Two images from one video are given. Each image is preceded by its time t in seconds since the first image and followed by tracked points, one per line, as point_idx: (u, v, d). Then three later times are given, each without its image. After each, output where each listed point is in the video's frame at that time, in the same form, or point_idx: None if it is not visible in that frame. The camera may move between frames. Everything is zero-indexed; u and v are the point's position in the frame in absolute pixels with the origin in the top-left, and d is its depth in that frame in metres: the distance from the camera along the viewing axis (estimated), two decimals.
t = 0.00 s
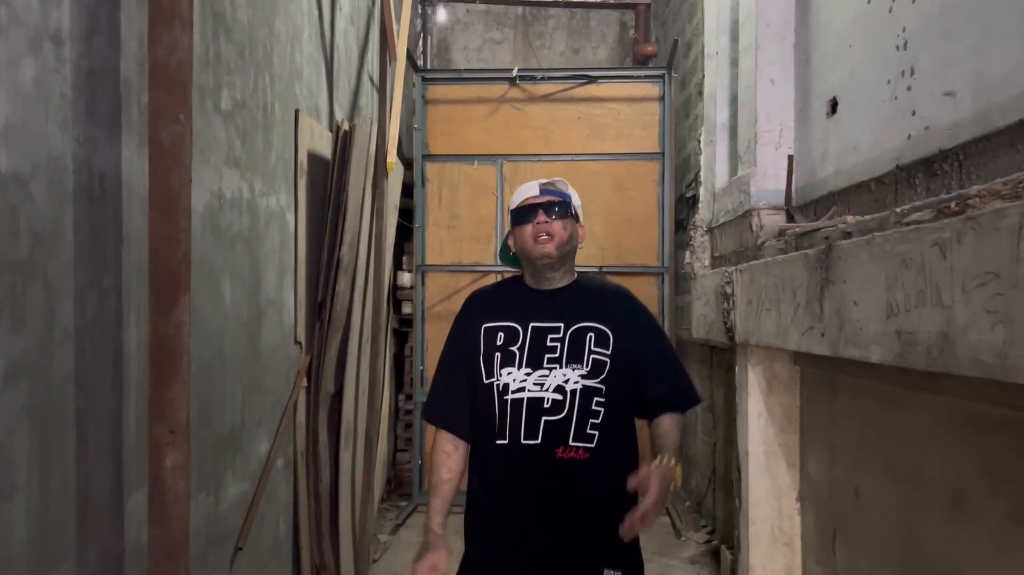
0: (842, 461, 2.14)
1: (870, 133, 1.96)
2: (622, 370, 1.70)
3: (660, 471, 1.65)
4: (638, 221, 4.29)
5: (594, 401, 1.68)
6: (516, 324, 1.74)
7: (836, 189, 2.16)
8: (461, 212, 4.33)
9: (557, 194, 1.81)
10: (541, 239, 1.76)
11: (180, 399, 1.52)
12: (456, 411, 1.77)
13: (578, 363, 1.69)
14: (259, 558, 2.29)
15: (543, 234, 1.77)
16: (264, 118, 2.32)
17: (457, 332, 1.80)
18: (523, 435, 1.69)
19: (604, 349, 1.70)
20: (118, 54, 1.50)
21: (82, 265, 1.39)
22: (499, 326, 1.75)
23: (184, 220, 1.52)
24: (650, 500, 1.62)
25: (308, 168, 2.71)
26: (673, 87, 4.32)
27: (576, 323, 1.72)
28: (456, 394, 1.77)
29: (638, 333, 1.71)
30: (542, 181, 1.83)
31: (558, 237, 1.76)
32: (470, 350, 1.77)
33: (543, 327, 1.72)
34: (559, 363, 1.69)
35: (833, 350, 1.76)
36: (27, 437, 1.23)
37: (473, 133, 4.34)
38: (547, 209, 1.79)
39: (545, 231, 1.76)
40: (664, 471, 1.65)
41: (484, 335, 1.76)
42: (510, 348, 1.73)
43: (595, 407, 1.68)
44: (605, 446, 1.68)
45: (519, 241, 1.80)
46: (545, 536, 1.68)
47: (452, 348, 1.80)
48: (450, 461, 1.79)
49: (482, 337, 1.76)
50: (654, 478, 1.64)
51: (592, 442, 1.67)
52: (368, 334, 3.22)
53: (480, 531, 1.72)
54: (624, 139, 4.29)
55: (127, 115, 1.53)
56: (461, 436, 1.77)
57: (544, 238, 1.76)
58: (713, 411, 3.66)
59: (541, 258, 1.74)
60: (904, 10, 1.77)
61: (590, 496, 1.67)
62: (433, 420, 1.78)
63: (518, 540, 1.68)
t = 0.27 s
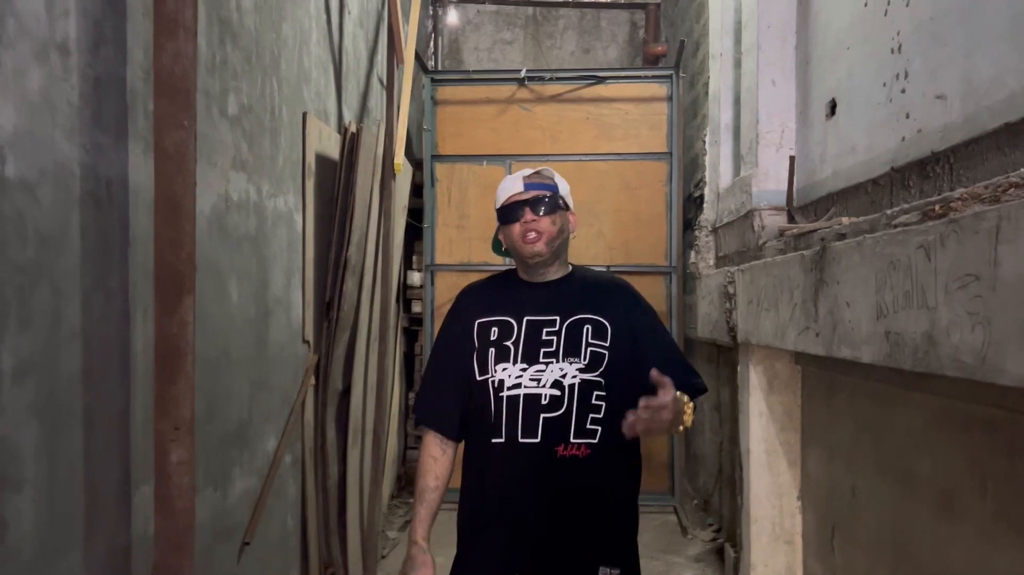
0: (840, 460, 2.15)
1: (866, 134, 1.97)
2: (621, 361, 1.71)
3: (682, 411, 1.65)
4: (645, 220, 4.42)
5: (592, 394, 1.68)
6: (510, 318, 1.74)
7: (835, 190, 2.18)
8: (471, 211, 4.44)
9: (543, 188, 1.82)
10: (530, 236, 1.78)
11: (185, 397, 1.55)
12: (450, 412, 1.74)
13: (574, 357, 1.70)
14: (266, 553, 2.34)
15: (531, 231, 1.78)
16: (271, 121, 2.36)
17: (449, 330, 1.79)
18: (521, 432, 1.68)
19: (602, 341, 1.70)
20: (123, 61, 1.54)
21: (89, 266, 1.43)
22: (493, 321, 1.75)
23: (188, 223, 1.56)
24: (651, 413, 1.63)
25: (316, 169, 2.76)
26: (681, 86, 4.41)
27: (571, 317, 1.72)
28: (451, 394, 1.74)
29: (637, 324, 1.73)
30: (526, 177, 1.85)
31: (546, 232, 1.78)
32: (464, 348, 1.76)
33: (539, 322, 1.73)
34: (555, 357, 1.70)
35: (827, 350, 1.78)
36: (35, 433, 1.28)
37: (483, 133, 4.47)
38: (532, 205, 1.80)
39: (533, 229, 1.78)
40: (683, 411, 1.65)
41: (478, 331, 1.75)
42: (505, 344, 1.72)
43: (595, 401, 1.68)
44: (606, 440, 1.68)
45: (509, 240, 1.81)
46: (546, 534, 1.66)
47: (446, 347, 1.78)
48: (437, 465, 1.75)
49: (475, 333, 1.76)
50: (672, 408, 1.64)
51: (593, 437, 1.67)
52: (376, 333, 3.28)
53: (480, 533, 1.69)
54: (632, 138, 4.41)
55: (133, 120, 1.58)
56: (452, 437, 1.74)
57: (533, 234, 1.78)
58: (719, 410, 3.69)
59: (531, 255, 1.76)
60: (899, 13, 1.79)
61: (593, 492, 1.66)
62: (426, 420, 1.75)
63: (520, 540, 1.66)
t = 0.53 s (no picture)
0: (847, 460, 2.17)
1: (872, 136, 1.99)
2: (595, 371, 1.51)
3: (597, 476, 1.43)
4: (655, 219, 4.49)
5: (566, 410, 1.49)
6: (476, 331, 1.56)
7: (841, 191, 2.19)
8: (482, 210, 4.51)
9: (506, 190, 1.66)
10: (492, 241, 1.63)
11: (198, 394, 1.59)
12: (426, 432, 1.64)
13: (544, 369, 1.50)
14: (279, 547, 2.38)
15: (491, 236, 1.63)
16: (285, 122, 2.40)
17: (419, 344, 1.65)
18: (491, 452, 1.51)
19: (573, 350, 1.50)
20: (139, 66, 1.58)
21: (106, 267, 1.47)
22: (459, 334, 1.57)
23: (201, 225, 1.60)
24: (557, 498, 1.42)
25: (329, 170, 2.80)
26: (692, 86, 4.46)
27: (541, 323, 1.53)
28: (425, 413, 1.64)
29: (612, 327, 1.54)
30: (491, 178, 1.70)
31: (507, 237, 1.62)
32: (431, 364, 1.61)
33: (505, 332, 1.53)
34: (524, 370, 1.50)
35: (831, 350, 1.80)
36: (54, 428, 1.32)
37: (495, 133, 4.56)
38: (495, 206, 1.65)
39: (495, 232, 1.62)
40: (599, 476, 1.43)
41: (445, 346, 1.58)
42: (471, 358, 1.54)
43: (569, 415, 1.49)
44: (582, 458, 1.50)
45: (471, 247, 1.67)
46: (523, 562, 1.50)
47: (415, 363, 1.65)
48: (431, 493, 1.65)
49: (443, 349, 1.59)
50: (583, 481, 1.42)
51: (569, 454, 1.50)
52: (388, 332, 3.33)
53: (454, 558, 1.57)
54: (643, 138, 4.47)
55: (148, 124, 1.61)
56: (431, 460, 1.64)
57: (492, 241, 1.62)
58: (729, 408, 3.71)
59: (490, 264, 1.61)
60: (904, 16, 1.81)
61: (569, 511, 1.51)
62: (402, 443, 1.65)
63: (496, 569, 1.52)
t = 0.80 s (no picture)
0: (855, 457, 2.20)
1: (881, 139, 2.02)
2: (566, 374, 1.51)
3: (558, 549, 1.43)
4: (668, 219, 4.53)
5: (537, 416, 1.49)
6: (444, 338, 1.54)
7: (851, 193, 2.22)
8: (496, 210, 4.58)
9: (489, 189, 1.64)
10: (468, 240, 1.60)
11: (224, 389, 1.67)
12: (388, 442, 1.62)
13: (515, 374, 1.49)
14: (297, 540, 2.43)
15: (470, 234, 1.60)
16: (305, 124, 2.45)
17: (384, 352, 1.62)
18: (462, 462, 1.49)
19: (545, 355, 1.50)
20: (167, 71, 1.63)
21: (135, 266, 1.53)
22: (427, 341, 1.55)
23: (226, 226, 1.65)
24: None
25: (346, 171, 2.85)
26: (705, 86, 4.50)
27: (510, 329, 1.52)
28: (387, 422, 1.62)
29: (581, 329, 1.54)
30: (471, 175, 1.67)
31: (488, 238, 1.59)
32: (397, 373, 1.58)
33: (475, 338, 1.52)
34: (495, 377, 1.49)
35: (839, 349, 1.83)
36: (88, 421, 1.38)
37: (510, 133, 4.64)
38: (474, 204, 1.61)
39: (472, 232, 1.59)
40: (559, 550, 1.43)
41: (413, 354, 1.56)
42: (440, 366, 1.52)
43: (541, 422, 1.49)
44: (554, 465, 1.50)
45: (444, 241, 1.63)
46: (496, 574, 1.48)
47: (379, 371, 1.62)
48: (381, 506, 1.64)
49: (410, 357, 1.56)
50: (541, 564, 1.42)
51: (542, 461, 1.49)
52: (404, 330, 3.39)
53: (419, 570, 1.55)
54: (656, 138, 4.52)
55: (175, 128, 1.67)
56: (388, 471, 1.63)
57: (471, 238, 1.59)
58: (740, 407, 3.74)
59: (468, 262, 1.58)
60: (912, 22, 1.84)
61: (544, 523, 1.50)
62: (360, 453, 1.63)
63: None
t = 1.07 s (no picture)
0: (864, 453, 2.25)
1: (891, 144, 2.07)
2: (575, 369, 1.47)
3: (573, 550, 1.40)
4: (681, 219, 4.58)
5: (547, 411, 1.44)
6: (454, 325, 1.47)
7: (862, 195, 2.28)
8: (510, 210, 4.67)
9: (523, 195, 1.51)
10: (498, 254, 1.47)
11: (256, 383, 1.76)
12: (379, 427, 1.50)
13: (527, 368, 1.44)
14: (319, 530, 2.50)
15: (500, 248, 1.47)
16: (328, 126, 2.52)
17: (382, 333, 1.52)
18: (468, 453, 1.43)
19: (556, 350, 1.45)
20: (203, 76, 1.70)
21: (174, 263, 1.60)
22: (435, 327, 1.48)
23: (257, 226, 1.73)
24: None
25: (367, 171, 2.91)
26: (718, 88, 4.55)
27: (522, 322, 1.46)
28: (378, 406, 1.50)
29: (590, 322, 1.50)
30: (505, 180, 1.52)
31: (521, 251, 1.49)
32: (399, 357, 1.50)
33: (486, 328, 1.46)
34: (505, 369, 1.44)
35: (849, 347, 1.89)
36: (130, 412, 1.45)
37: (524, 134, 4.71)
38: (506, 215, 1.48)
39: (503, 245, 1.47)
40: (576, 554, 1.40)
41: (418, 339, 1.48)
42: (448, 354, 1.46)
43: (550, 416, 1.44)
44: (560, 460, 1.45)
45: (470, 243, 1.49)
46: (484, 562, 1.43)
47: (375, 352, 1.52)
48: (354, 488, 1.52)
49: (416, 341, 1.48)
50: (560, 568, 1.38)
51: (550, 456, 1.44)
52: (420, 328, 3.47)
53: (407, 565, 1.49)
54: (669, 139, 4.58)
55: (210, 131, 1.74)
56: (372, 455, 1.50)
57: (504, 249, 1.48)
58: (752, 405, 3.80)
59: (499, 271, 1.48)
60: (922, 30, 1.89)
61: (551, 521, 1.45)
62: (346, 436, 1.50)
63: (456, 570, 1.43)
